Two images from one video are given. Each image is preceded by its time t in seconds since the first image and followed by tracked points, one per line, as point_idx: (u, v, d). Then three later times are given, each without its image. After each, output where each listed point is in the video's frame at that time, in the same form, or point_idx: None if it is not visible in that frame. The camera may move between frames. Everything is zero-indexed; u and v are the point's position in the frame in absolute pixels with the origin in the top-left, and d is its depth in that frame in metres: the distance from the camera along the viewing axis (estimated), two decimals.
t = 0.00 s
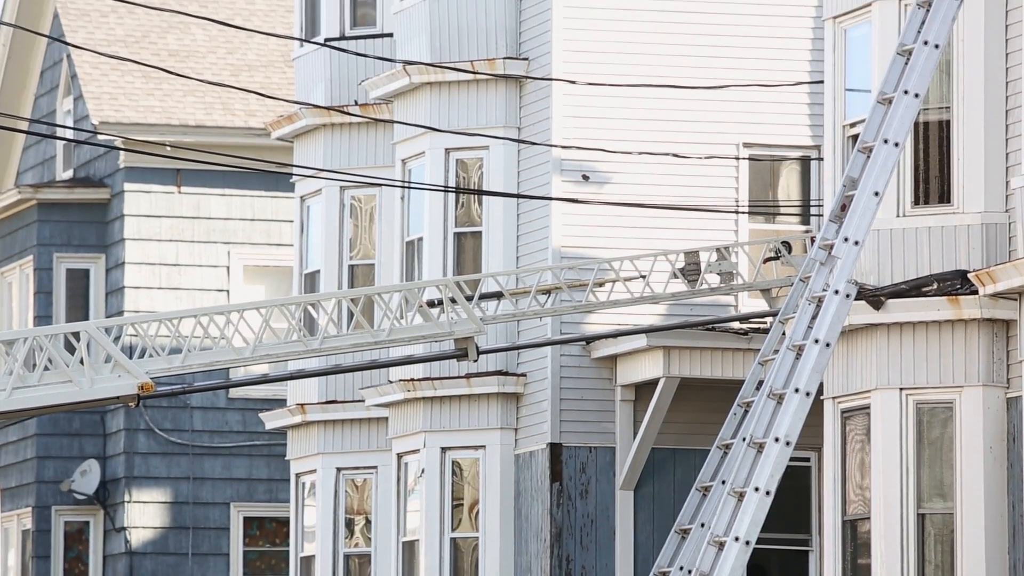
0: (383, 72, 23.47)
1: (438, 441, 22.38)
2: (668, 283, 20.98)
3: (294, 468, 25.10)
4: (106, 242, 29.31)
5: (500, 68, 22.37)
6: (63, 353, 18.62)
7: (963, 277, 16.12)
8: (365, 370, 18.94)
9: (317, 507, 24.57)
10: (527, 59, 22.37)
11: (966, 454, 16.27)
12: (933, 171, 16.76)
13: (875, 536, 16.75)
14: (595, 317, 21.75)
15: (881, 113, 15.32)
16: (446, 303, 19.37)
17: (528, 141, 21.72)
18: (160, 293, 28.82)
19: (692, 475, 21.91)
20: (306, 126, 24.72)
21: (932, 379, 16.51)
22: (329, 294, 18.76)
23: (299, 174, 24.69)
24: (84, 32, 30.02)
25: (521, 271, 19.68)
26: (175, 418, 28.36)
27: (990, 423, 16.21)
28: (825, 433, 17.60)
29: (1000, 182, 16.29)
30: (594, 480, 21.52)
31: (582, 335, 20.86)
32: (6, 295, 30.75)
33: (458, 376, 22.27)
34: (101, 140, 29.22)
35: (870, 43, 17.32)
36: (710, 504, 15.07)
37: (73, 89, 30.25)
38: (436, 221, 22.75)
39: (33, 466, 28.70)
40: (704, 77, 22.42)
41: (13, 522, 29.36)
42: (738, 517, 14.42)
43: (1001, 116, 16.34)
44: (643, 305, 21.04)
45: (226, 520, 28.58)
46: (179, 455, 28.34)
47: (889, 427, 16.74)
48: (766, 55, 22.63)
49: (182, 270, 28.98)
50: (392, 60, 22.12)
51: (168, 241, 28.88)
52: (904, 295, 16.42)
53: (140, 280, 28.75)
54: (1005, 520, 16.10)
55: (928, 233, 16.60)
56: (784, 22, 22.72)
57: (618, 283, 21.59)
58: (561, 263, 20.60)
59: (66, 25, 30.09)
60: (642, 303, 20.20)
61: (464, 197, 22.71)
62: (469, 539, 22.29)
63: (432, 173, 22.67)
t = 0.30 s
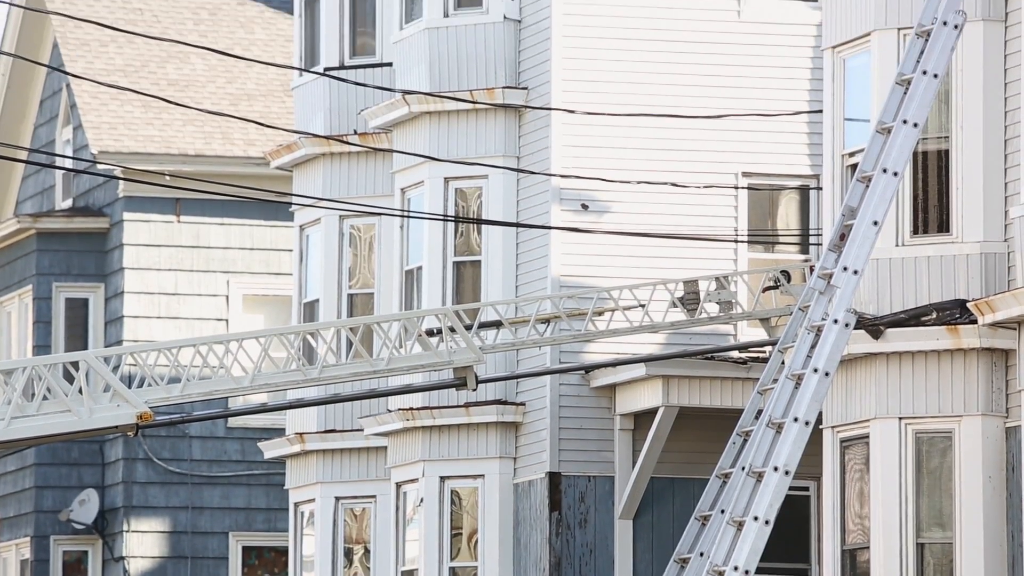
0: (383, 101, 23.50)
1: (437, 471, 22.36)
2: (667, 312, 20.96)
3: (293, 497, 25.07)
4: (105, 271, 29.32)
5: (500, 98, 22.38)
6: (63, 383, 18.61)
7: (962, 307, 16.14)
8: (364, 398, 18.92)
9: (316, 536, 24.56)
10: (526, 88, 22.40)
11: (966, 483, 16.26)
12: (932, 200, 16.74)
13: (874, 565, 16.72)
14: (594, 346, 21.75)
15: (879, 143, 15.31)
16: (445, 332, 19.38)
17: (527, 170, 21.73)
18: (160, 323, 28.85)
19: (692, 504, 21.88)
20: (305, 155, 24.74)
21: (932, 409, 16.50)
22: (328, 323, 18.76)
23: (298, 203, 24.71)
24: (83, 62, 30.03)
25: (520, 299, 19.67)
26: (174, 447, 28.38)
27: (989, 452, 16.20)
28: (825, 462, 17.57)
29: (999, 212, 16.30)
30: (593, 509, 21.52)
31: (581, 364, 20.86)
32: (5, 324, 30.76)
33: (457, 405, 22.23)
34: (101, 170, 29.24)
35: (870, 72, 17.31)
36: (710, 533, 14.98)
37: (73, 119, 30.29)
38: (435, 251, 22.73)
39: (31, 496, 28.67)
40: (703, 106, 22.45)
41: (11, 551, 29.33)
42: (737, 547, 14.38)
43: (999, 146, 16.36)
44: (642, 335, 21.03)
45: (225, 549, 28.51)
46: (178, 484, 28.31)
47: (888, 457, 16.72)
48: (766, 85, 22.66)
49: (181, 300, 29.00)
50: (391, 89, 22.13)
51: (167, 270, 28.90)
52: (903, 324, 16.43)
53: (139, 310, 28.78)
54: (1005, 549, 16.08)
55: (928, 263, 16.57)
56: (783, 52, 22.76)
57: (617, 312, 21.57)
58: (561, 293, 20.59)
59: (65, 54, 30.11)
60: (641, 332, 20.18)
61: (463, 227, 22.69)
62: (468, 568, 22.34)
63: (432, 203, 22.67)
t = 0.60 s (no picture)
0: (381, 128, 23.53)
1: (435, 497, 22.35)
2: (666, 338, 20.95)
3: (291, 523, 25.11)
4: (102, 298, 29.34)
5: (497, 125, 22.41)
6: (61, 410, 18.59)
7: (960, 333, 16.12)
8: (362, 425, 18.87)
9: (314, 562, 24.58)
10: (525, 115, 22.44)
11: (964, 510, 16.21)
12: (929, 227, 16.76)
13: None
14: (592, 373, 21.77)
15: (877, 170, 15.29)
16: (443, 358, 19.35)
17: (525, 196, 21.75)
18: (158, 349, 28.87)
19: (690, 530, 21.86)
20: (304, 181, 24.77)
21: (930, 435, 16.50)
22: (327, 350, 18.75)
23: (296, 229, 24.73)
24: (81, 88, 30.05)
25: (519, 325, 19.65)
26: (171, 473, 28.33)
27: (987, 479, 16.16)
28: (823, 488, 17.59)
29: (997, 239, 16.29)
30: (592, 535, 21.50)
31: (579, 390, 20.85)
32: (4, 351, 30.79)
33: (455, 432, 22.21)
34: (99, 197, 29.24)
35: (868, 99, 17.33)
36: (706, 562, 14.66)
37: (71, 145, 30.35)
38: (432, 278, 22.72)
39: (29, 522, 28.65)
40: (701, 133, 22.47)
41: None
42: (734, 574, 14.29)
43: (997, 173, 16.36)
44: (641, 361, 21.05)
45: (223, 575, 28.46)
46: (176, 511, 28.28)
47: (886, 484, 16.73)
48: (763, 111, 22.66)
49: (179, 326, 29.00)
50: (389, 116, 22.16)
51: (164, 296, 28.91)
52: (900, 351, 16.45)
53: (138, 336, 28.78)
54: None
55: (926, 290, 16.57)
56: (781, 79, 22.76)
57: (615, 339, 21.57)
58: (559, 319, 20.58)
59: (63, 81, 30.13)
60: (639, 358, 20.16)
61: (461, 253, 22.72)
62: None
63: (431, 229, 22.68)
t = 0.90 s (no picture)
0: (377, 154, 23.54)
1: (431, 524, 22.37)
2: (662, 365, 20.92)
3: (287, 549, 25.10)
4: (98, 324, 29.38)
5: (494, 151, 22.45)
6: (55, 437, 18.54)
7: (956, 360, 16.15)
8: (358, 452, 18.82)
9: None
10: (521, 141, 22.45)
11: (960, 538, 16.19)
12: (925, 253, 16.78)
13: None
14: (588, 399, 21.75)
15: (873, 197, 15.25)
16: (439, 386, 19.35)
17: (521, 223, 21.77)
18: (153, 376, 28.86)
19: (686, 557, 21.84)
20: (300, 208, 24.79)
21: (926, 462, 16.47)
22: (323, 376, 18.71)
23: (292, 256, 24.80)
24: (78, 115, 30.05)
25: (515, 352, 19.64)
26: (166, 500, 28.30)
27: (983, 507, 16.14)
28: (820, 514, 17.58)
29: (993, 265, 16.29)
30: (587, 562, 21.46)
31: (575, 417, 20.84)
32: None
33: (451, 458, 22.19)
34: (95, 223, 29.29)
35: (863, 125, 17.35)
36: None
37: (67, 172, 30.37)
38: (428, 303, 22.75)
39: (24, 549, 28.61)
40: (696, 159, 22.44)
41: None
42: None
43: (993, 199, 16.35)
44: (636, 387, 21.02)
45: None
46: (171, 538, 28.25)
47: (882, 511, 16.70)
48: (758, 137, 22.64)
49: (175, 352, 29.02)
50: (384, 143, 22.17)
51: (160, 323, 28.93)
52: (897, 377, 16.40)
53: (134, 362, 28.78)
54: None
55: (922, 316, 16.56)
56: (776, 107, 22.68)
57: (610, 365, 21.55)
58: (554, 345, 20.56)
59: (60, 107, 30.13)
60: (635, 385, 20.14)
61: (457, 279, 22.72)
62: None
63: (427, 255, 22.71)
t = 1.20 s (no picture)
0: (371, 186, 23.55)
1: (426, 557, 22.30)
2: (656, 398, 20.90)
3: None
4: (92, 358, 29.49)
5: (487, 183, 22.47)
6: (49, 470, 18.49)
7: (950, 393, 16.11)
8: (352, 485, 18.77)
9: None
10: (514, 173, 22.50)
11: (954, 571, 16.17)
12: (919, 286, 16.75)
13: None
14: (582, 432, 21.74)
15: (867, 229, 15.09)
16: (433, 418, 19.33)
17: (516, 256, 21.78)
18: (147, 409, 28.91)
19: None
20: (294, 241, 24.79)
21: (920, 495, 16.45)
22: (318, 409, 18.68)
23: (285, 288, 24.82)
24: (72, 147, 30.06)
25: (509, 384, 19.59)
26: (160, 533, 28.26)
27: (978, 540, 16.13)
28: (815, 547, 17.55)
29: (986, 298, 16.30)
30: None
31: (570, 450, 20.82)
32: None
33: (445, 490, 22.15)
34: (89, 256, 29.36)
35: (857, 157, 17.38)
36: None
37: (61, 205, 30.38)
38: (423, 336, 22.76)
39: None
40: (690, 192, 22.47)
41: None
42: None
43: (986, 233, 16.37)
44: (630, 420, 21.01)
45: None
46: (165, 570, 28.21)
47: (877, 544, 16.68)
48: (752, 170, 22.66)
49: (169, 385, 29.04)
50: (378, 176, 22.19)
51: (155, 355, 28.96)
52: (891, 410, 16.38)
53: (127, 396, 28.81)
54: None
55: (916, 348, 16.56)
56: (770, 138, 22.74)
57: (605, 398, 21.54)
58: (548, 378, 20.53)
59: (54, 140, 30.14)
60: (629, 418, 20.10)
61: (451, 312, 22.76)
62: None
63: (421, 288, 22.75)
